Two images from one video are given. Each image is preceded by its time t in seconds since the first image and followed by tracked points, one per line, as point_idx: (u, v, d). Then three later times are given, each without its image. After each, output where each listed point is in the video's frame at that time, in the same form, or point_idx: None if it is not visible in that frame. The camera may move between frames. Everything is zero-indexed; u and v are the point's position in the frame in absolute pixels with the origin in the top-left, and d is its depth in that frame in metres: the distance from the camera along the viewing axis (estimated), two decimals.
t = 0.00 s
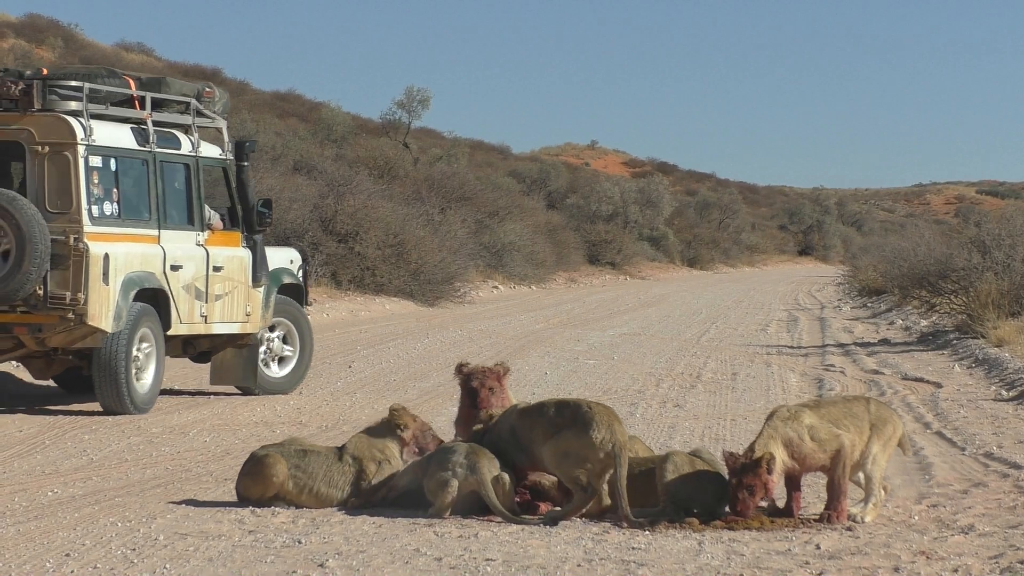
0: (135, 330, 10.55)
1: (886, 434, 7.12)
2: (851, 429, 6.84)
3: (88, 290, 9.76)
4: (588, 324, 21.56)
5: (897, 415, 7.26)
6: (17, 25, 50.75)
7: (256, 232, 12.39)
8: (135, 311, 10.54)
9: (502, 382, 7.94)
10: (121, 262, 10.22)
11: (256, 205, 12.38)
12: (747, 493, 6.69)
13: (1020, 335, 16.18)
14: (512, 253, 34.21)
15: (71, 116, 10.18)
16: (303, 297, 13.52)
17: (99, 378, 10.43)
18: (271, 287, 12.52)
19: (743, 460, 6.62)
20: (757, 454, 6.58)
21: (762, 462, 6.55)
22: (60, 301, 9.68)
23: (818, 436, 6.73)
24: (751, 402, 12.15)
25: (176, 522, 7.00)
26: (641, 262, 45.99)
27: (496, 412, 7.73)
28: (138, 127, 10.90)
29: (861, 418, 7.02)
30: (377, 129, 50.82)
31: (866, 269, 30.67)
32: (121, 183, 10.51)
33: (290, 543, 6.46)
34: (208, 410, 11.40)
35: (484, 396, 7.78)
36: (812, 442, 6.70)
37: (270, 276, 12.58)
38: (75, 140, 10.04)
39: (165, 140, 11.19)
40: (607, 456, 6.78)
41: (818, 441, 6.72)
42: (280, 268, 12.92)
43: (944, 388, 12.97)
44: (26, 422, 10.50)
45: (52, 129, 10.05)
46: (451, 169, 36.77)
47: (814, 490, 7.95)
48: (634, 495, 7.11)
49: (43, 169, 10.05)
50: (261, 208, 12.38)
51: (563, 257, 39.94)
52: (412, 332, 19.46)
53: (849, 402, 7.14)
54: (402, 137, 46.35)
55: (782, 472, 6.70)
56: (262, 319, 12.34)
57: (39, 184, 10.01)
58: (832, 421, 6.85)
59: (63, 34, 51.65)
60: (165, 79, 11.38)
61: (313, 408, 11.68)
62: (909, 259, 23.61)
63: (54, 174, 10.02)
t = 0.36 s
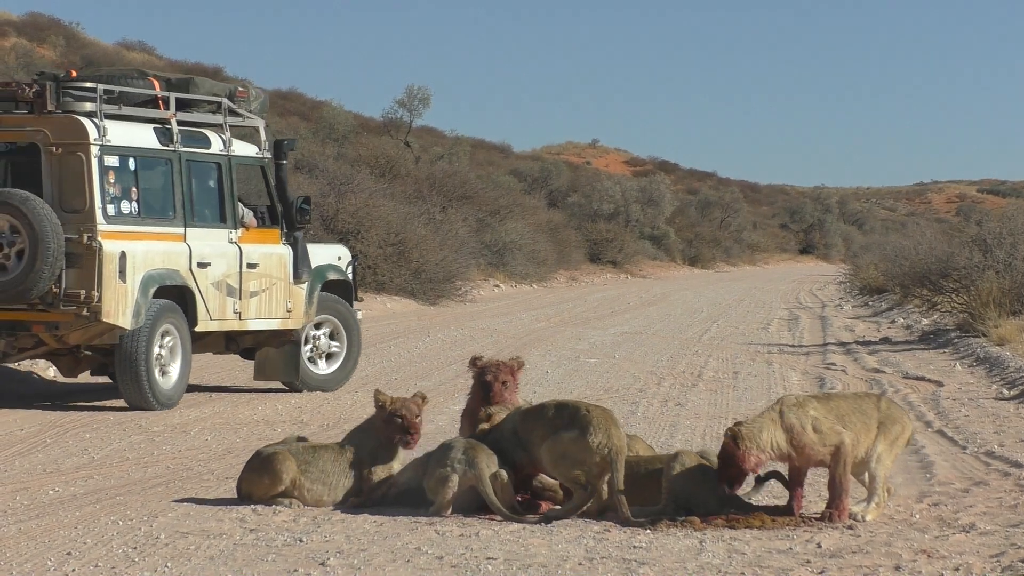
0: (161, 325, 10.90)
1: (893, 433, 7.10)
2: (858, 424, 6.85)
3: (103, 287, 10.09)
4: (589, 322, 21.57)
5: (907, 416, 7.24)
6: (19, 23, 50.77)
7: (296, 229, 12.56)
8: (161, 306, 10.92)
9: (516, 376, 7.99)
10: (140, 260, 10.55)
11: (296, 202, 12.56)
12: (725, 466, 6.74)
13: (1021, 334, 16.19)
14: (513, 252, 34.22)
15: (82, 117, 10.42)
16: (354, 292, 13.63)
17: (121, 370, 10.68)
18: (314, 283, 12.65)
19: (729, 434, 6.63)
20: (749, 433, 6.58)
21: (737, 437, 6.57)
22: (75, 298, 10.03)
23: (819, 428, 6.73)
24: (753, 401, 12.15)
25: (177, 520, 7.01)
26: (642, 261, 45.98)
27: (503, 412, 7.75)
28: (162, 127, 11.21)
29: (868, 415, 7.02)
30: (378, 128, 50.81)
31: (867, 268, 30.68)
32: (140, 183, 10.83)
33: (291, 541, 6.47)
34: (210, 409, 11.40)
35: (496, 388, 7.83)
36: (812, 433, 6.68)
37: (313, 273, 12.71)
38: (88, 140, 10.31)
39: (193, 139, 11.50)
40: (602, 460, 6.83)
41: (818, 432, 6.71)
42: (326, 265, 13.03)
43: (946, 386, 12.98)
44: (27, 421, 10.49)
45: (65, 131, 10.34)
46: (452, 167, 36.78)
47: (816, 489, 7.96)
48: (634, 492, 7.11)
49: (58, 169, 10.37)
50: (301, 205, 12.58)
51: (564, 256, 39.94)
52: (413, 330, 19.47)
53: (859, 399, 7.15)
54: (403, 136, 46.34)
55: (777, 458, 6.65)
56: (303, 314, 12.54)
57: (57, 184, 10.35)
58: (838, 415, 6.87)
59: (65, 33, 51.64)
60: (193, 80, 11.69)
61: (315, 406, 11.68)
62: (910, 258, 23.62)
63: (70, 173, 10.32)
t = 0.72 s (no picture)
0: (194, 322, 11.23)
1: (898, 431, 7.09)
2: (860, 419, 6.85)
3: (121, 282, 10.37)
4: (589, 319, 21.57)
5: (916, 417, 7.21)
6: (19, 20, 50.73)
7: (338, 224, 12.76)
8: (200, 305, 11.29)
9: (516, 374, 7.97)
10: (162, 255, 10.82)
11: (337, 198, 12.72)
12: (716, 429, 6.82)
13: (1022, 332, 16.17)
14: (513, 249, 34.20)
15: (100, 116, 10.66)
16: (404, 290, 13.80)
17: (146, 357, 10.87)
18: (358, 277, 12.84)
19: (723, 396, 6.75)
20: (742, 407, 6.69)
21: (732, 401, 6.68)
22: (93, 291, 10.33)
23: (810, 420, 6.76)
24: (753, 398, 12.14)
25: (178, 517, 7.01)
26: (642, 258, 45.97)
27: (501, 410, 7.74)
28: (188, 125, 11.45)
29: (875, 410, 7.02)
30: (378, 125, 50.77)
31: (867, 265, 30.66)
32: (163, 180, 11.09)
33: (291, 538, 6.47)
34: (210, 405, 11.39)
35: (494, 389, 7.83)
36: (803, 424, 6.73)
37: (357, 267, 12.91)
38: (105, 137, 10.57)
39: (223, 136, 11.74)
40: (603, 457, 6.87)
41: (808, 424, 6.75)
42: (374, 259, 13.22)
43: (946, 383, 12.98)
44: (27, 418, 10.49)
45: (83, 129, 10.62)
46: (453, 164, 36.75)
47: (817, 485, 7.95)
48: (632, 489, 7.11)
49: (77, 165, 10.65)
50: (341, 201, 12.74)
51: (564, 253, 39.93)
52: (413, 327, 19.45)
53: (869, 392, 7.14)
54: (403, 133, 46.33)
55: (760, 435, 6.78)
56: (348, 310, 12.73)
57: (77, 180, 10.64)
58: (840, 410, 6.88)
59: (65, 29, 51.59)
60: (223, 77, 12.03)
61: (316, 403, 11.67)
62: (910, 255, 23.60)
63: (89, 170, 10.60)
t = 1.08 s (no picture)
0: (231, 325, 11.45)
1: (896, 428, 7.09)
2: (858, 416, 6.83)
3: (144, 280, 10.46)
4: (589, 316, 21.58)
5: (916, 414, 7.22)
6: (20, 17, 50.71)
7: (382, 223, 12.88)
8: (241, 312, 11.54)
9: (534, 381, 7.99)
10: (189, 251, 10.91)
11: (379, 195, 12.82)
12: (723, 430, 6.67)
13: (1022, 329, 16.18)
14: (514, 246, 34.19)
15: (126, 113, 10.78)
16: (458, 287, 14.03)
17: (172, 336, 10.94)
18: (402, 275, 13.00)
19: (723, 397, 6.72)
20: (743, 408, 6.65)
21: (739, 400, 6.64)
22: (117, 287, 10.41)
23: (807, 418, 6.77)
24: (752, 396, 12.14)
25: (178, 514, 7.01)
26: (643, 255, 45.97)
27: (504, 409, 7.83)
28: (221, 123, 11.56)
29: (872, 407, 7.01)
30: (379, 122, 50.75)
31: (868, 263, 30.66)
32: (193, 177, 11.18)
33: (292, 535, 6.47)
34: (210, 402, 11.38)
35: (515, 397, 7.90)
36: (800, 422, 6.75)
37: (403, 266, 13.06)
38: (130, 135, 10.64)
39: (258, 135, 11.85)
40: (601, 451, 6.82)
41: (804, 421, 6.76)
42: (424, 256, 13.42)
43: (945, 381, 12.99)
44: (27, 415, 10.48)
45: (108, 127, 10.72)
46: (453, 162, 36.74)
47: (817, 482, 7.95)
48: (631, 486, 7.11)
49: (104, 162, 10.78)
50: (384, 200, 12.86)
51: (564, 250, 39.92)
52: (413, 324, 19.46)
53: (866, 389, 7.15)
54: (404, 129, 46.32)
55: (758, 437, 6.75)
56: (392, 308, 12.88)
57: (104, 177, 10.76)
58: (836, 408, 6.87)
59: (66, 26, 51.56)
60: (261, 77, 12.11)
61: (315, 400, 11.67)
62: (910, 253, 23.61)
63: (115, 167, 10.72)
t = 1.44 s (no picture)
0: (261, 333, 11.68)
1: (898, 422, 7.05)
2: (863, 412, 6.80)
3: (166, 277, 10.69)
4: (589, 314, 21.59)
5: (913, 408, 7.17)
6: (19, 15, 50.66)
7: (421, 220, 12.98)
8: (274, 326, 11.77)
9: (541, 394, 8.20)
10: (215, 250, 11.10)
11: (418, 194, 12.94)
12: (722, 422, 6.76)
13: (1021, 326, 16.18)
14: (513, 244, 34.18)
15: (151, 112, 10.95)
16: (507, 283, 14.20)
17: (198, 320, 11.16)
18: (445, 271, 13.10)
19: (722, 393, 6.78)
20: (746, 400, 6.66)
21: (732, 393, 6.70)
22: (141, 284, 10.63)
23: (816, 415, 6.75)
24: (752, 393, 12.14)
25: (177, 512, 7.00)
26: (642, 253, 45.96)
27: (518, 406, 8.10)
28: (251, 122, 11.71)
29: (874, 403, 6.97)
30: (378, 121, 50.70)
31: (867, 260, 30.66)
32: (221, 176, 11.35)
33: (291, 533, 6.47)
34: (209, 400, 11.38)
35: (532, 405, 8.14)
36: (806, 418, 6.72)
37: (445, 262, 13.16)
38: (154, 135, 10.81)
39: (291, 134, 12.00)
40: (604, 452, 6.83)
41: (813, 418, 6.73)
42: (469, 252, 13.52)
43: (945, 378, 13.00)
44: (26, 413, 10.47)
45: (133, 126, 10.91)
46: (453, 159, 36.71)
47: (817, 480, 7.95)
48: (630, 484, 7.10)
49: (129, 161, 10.97)
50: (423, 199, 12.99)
51: (563, 248, 39.91)
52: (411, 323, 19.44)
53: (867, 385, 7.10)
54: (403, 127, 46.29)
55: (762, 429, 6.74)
56: (432, 305, 12.95)
57: (130, 175, 10.97)
58: (841, 406, 6.82)
59: (65, 24, 51.49)
60: (294, 76, 12.21)
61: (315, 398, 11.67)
62: (910, 250, 23.61)
63: (141, 166, 10.92)
